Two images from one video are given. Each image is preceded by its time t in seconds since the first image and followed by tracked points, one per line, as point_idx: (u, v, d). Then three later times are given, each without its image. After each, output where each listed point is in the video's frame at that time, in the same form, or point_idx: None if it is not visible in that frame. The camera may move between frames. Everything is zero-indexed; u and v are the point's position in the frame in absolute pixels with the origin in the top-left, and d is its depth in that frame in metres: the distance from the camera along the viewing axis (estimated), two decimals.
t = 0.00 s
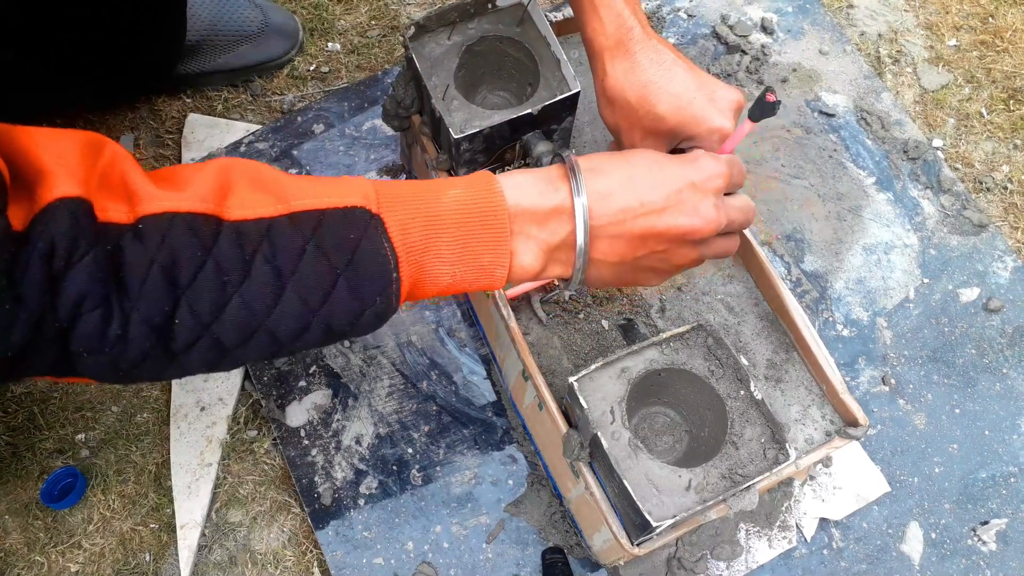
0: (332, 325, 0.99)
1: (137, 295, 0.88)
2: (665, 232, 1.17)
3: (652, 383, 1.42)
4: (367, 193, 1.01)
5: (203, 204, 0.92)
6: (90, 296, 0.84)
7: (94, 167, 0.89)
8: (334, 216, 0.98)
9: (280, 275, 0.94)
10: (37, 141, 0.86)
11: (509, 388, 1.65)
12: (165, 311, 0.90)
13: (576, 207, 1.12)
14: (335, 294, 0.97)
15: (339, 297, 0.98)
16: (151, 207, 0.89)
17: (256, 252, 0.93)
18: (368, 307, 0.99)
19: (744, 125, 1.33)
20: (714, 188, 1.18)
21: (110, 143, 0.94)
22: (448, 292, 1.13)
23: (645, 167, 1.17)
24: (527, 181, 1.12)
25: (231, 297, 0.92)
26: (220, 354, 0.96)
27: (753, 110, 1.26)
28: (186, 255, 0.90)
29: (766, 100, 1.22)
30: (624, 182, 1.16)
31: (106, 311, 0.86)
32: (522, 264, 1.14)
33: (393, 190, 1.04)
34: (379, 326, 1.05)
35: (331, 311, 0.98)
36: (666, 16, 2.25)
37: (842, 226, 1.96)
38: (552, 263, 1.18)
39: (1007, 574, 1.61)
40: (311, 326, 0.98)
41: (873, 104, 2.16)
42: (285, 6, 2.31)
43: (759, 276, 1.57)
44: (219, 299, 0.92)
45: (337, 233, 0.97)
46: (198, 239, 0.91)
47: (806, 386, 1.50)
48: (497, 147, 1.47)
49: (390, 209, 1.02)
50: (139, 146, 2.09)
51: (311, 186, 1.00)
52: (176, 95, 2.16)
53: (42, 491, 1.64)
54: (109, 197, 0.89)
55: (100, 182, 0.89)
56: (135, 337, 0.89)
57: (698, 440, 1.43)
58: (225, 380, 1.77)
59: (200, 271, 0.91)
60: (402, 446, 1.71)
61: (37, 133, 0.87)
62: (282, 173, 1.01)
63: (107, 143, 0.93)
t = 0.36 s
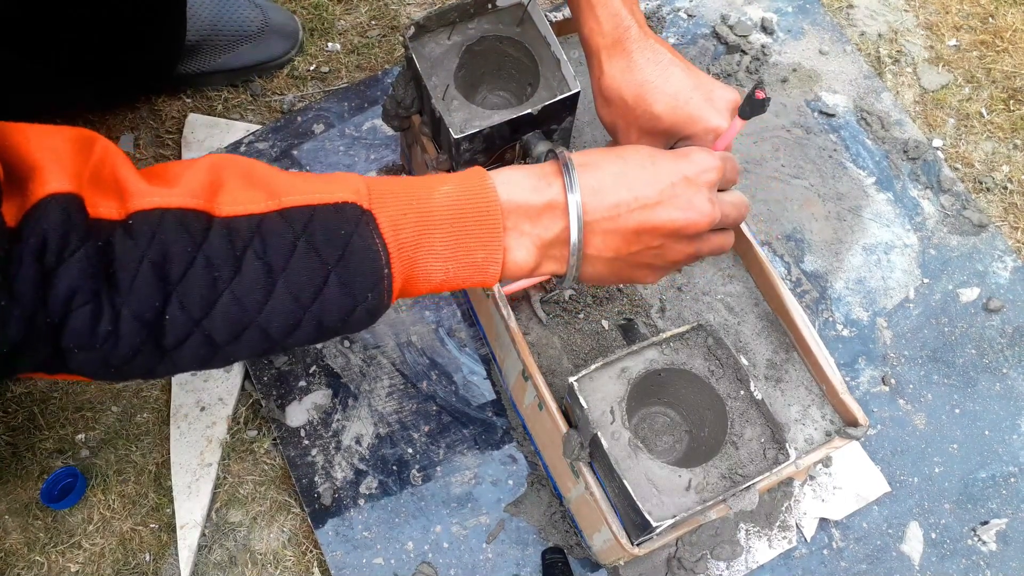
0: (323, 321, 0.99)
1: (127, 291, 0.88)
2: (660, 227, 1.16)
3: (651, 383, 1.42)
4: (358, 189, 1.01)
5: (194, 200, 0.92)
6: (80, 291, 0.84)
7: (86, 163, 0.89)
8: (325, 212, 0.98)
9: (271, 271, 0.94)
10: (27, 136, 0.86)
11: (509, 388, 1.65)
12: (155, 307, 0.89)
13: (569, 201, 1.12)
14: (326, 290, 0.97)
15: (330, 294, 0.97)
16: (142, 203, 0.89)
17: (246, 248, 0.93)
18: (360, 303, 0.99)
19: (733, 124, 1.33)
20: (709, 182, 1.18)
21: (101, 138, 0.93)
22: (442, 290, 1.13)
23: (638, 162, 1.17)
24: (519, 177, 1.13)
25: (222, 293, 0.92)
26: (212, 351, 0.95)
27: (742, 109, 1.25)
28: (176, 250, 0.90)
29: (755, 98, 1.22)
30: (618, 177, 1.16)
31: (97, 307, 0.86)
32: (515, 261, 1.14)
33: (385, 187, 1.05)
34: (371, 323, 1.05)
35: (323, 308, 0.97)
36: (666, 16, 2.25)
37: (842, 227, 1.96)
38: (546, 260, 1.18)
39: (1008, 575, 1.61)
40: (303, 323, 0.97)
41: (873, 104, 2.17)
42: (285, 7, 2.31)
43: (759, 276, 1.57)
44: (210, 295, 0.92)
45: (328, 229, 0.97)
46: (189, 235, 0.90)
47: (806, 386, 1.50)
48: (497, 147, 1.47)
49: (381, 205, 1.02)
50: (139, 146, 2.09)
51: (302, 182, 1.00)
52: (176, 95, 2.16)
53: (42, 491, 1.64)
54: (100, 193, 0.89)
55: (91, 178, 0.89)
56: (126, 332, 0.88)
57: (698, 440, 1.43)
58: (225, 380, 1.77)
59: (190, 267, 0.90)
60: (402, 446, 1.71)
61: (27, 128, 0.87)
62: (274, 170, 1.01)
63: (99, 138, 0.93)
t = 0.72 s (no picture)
0: (318, 320, 0.99)
1: (123, 289, 0.87)
2: (652, 234, 1.15)
3: (651, 383, 1.42)
4: (354, 187, 1.01)
5: (190, 198, 0.92)
6: (76, 288, 0.84)
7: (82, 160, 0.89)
8: (321, 210, 0.98)
9: (266, 268, 0.94)
10: (23, 134, 0.86)
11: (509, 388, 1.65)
12: (151, 304, 0.89)
13: (563, 203, 1.12)
14: (321, 288, 0.97)
15: (325, 292, 0.97)
16: (139, 201, 0.89)
17: (242, 246, 0.93)
18: (355, 301, 0.99)
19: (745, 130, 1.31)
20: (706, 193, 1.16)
21: (97, 136, 0.93)
22: (437, 289, 1.13)
23: (634, 167, 1.17)
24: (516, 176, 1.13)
25: (217, 291, 0.92)
26: (206, 349, 0.95)
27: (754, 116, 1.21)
28: (173, 248, 0.90)
29: (770, 105, 1.18)
30: (612, 180, 1.15)
31: (93, 305, 0.86)
32: (510, 260, 1.14)
33: (381, 185, 1.05)
34: (367, 321, 1.05)
35: (318, 306, 0.97)
36: (666, 16, 2.25)
37: (841, 227, 1.96)
38: (541, 259, 1.18)
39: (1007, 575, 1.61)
40: (298, 321, 0.97)
41: (873, 104, 2.17)
42: (285, 6, 2.31)
43: (759, 276, 1.57)
44: (205, 292, 0.91)
45: (324, 227, 0.97)
46: (185, 233, 0.90)
47: (806, 386, 1.50)
48: (497, 147, 1.47)
49: (377, 203, 1.02)
50: (139, 146, 2.09)
51: (298, 180, 1.00)
52: (176, 95, 2.16)
53: (42, 491, 1.64)
54: (96, 190, 0.89)
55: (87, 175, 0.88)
56: (122, 330, 0.88)
57: (698, 440, 1.43)
58: (225, 380, 1.77)
59: (186, 265, 0.90)
60: (402, 446, 1.71)
61: (23, 126, 0.87)
62: (270, 168, 1.01)
63: (96, 136, 0.93)
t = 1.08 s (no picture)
0: (307, 319, 1.05)
1: (139, 282, 0.92)
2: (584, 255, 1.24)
3: (652, 383, 1.42)
4: (336, 198, 1.10)
5: (193, 201, 0.99)
6: (96, 281, 0.88)
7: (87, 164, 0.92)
8: (312, 215, 1.06)
9: (263, 268, 1.01)
10: (27, 140, 0.89)
11: (509, 388, 1.65)
12: (162, 299, 0.94)
13: (507, 220, 1.23)
14: (311, 288, 1.04)
15: (316, 292, 1.04)
16: (148, 203, 0.95)
17: (241, 247, 1.00)
18: (342, 301, 1.06)
19: (749, 125, 1.24)
20: (628, 226, 1.28)
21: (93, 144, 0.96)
22: (406, 299, 1.20)
23: (569, 198, 1.30)
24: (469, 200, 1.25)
25: (219, 288, 0.98)
26: (203, 347, 0.99)
27: (758, 111, 1.17)
28: (183, 246, 0.96)
29: (772, 102, 1.14)
30: (548, 207, 1.28)
31: (110, 297, 0.90)
32: (468, 272, 1.23)
33: (357, 199, 1.14)
34: (348, 323, 1.11)
35: (308, 305, 1.04)
36: (666, 16, 2.25)
37: (842, 227, 1.96)
38: (493, 274, 1.26)
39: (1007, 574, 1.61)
40: (289, 319, 1.04)
41: (872, 104, 2.16)
42: (285, 6, 2.31)
43: (759, 276, 1.57)
44: (209, 288, 0.97)
45: (316, 230, 1.05)
46: (194, 231, 0.97)
47: (805, 386, 1.50)
48: (497, 147, 1.47)
49: (357, 213, 1.11)
50: (139, 146, 2.09)
51: (286, 191, 1.08)
52: (176, 95, 2.16)
53: (42, 491, 1.64)
54: (104, 193, 0.93)
55: (95, 177, 0.92)
56: (136, 322, 0.92)
57: (698, 440, 1.43)
58: (224, 380, 1.77)
59: (194, 261, 0.96)
60: (402, 446, 1.71)
61: (25, 132, 0.90)
62: (259, 181, 1.09)
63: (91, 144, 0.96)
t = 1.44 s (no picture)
0: (332, 317, 1.07)
1: (162, 279, 0.95)
2: (596, 254, 1.24)
3: (651, 384, 1.42)
4: (361, 197, 1.12)
5: (218, 198, 1.01)
6: (113, 278, 0.90)
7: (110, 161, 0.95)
8: (338, 214, 1.08)
9: (291, 266, 1.03)
10: (48, 138, 0.91)
11: (509, 388, 1.65)
12: (188, 296, 0.96)
13: (520, 219, 1.24)
14: (337, 286, 1.05)
15: (341, 290, 1.06)
16: (173, 198, 0.98)
17: (269, 245, 1.02)
18: (367, 300, 1.08)
19: (756, 122, 1.25)
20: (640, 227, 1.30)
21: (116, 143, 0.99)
22: (429, 299, 1.20)
23: (580, 199, 1.31)
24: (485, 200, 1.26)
25: (246, 285, 1.00)
26: (228, 344, 1.01)
27: (768, 109, 1.17)
28: (210, 244, 0.98)
29: (783, 99, 1.14)
30: (560, 206, 1.29)
31: (130, 293, 0.92)
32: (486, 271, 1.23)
33: (381, 199, 1.16)
34: (372, 322, 1.13)
35: (334, 303, 1.06)
36: (666, 16, 2.25)
37: (842, 226, 1.96)
38: (506, 274, 1.26)
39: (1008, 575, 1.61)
40: (314, 317, 1.05)
41: (873, 104, 2.16)
42: (285, 6, 2.31)
43: (759, 277, 1.57)
44: (236, 286, 0.99)
45: (341, 228, 1.07)
46: (222, 229, 0.99)
47: (805, 386, 1.50)
48: (497, 147, 1.47)
49: (383, 213, 1.13)
50: (139, 146, 2.09)
51: (312, 189, 1.10)
52: (176, 95, 2.16)
53: (42, 491, 1.64)
54: (129, 189, 0.95)
55: (118, 174, 0.95)
56: (157, 319, 0.94)
57: (698, 440, 1.43)
58: (224, 380, 1.77)
59: (221, 259, 0.98)
60: (402, 446, 1.71)
61: (47, 129, 0.92)
62: (284, 180, 1.11)
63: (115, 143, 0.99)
